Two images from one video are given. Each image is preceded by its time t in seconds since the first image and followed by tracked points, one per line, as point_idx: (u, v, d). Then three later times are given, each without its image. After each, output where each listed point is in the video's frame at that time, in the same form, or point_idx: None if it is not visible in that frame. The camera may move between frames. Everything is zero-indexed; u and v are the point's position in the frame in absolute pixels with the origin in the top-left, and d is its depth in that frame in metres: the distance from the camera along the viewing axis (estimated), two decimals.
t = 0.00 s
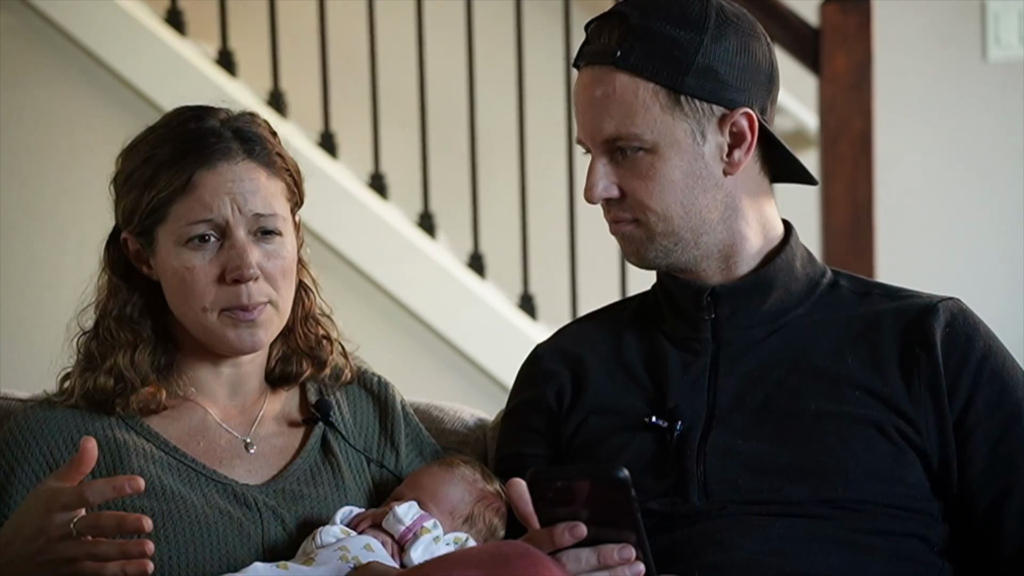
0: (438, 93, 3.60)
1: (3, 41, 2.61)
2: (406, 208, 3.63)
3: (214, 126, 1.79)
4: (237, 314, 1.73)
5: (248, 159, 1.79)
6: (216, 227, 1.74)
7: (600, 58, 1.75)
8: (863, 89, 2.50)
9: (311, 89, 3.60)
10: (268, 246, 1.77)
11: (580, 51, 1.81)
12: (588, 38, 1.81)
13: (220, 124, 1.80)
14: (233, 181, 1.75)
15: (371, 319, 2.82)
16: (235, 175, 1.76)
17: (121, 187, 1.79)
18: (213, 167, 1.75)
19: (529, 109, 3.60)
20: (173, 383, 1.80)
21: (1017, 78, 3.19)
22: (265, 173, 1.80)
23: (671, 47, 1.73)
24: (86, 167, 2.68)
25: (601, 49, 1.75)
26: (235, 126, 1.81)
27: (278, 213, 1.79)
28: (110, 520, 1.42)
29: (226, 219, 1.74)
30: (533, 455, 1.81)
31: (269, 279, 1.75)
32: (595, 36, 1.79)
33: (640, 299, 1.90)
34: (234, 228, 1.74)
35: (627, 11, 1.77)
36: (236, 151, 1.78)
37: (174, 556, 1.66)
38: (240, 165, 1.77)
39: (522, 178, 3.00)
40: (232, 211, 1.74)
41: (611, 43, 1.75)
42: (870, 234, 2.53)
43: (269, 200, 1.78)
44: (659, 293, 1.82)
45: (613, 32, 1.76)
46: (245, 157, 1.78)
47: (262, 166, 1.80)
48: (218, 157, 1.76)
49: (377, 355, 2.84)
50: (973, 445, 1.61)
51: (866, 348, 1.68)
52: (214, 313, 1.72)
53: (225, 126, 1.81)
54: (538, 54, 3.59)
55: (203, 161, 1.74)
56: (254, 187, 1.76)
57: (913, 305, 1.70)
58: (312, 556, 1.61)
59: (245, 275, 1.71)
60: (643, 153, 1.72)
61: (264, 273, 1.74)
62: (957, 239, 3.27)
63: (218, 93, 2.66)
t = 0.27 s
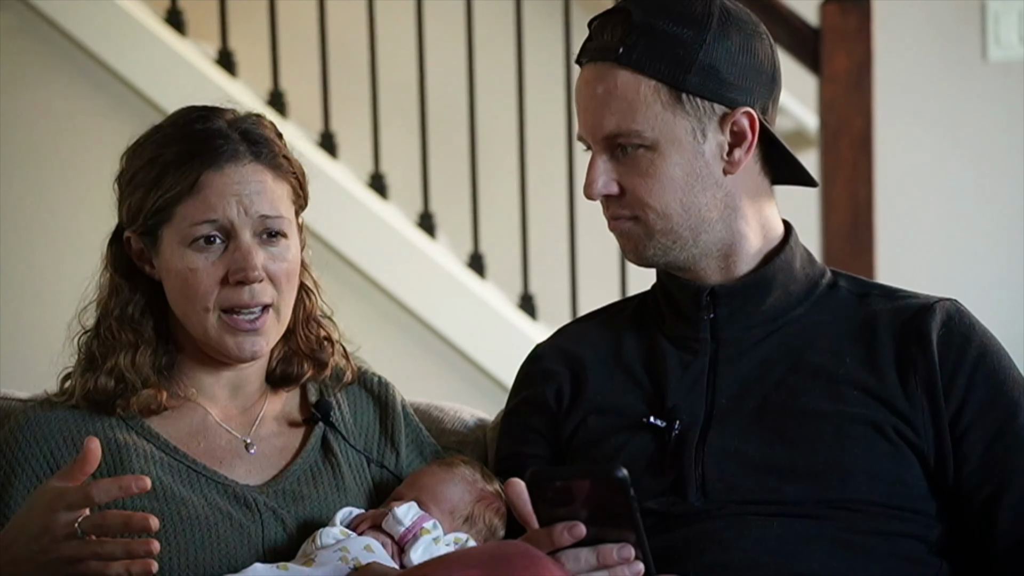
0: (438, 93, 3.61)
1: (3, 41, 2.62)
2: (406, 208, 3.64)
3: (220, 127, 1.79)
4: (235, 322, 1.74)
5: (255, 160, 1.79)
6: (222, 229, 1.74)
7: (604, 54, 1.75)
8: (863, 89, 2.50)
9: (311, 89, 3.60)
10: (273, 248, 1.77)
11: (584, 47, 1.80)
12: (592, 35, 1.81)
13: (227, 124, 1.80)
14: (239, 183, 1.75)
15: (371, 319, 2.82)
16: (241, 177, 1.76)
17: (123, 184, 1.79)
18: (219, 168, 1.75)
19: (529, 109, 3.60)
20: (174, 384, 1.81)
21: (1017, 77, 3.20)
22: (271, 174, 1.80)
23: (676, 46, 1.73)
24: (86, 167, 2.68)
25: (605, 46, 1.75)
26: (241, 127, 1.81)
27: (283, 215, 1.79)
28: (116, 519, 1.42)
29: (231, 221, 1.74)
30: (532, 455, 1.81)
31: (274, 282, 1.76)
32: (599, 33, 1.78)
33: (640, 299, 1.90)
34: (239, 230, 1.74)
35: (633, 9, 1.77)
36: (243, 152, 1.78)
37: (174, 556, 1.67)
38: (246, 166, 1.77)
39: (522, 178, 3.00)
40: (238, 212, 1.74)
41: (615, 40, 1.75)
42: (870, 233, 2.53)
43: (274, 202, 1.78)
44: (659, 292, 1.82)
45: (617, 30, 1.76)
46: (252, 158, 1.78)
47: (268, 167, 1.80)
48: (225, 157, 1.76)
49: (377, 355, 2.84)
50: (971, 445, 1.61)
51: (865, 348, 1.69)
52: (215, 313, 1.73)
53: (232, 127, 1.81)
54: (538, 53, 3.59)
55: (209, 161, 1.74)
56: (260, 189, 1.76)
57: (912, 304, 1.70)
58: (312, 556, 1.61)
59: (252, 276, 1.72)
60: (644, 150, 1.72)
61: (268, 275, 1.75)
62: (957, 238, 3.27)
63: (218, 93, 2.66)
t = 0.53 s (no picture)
0: (438, 94, 3.61)
1: (3, 41, 2.62)
2: (406, 209, 3.63)
3: (219, 129, 1.79)
4: (235, 315, 1.73)
5: (254, 163, 1.78)
6: (220, 231, 1.74)
7: (605, 55, 1.74)
8: (863, 89, 2.50)
9: (311, 90, 3.60)
10: (271, 251, 1.77)
11: (584, 48, 1.80)
12: (592, 36, 1.81)
13: (226, 126, 1.80)
14: (237, 186, 1.75)
15: (371, 319, 2.81)
16: (240, 180, 1.75)
17: (122, 185, 1.79)
18: (217, 170, 1.74)
19: (529, 109, 3.60)
20: (174, 384, 1.80)
21: (1016, 78, 3.19)
22: (270, 177, 1.79)
23: (677, 47, 1.73)
24: (86, 167, 2.67)
25: (606, 47, 1.75)
26: (240, 129, 1.81)
27: (282, 218, 1.79)
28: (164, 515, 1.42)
29: (229, 224, 1.74)
30: (532, 455, 1.81)
31: (273, 285, 1.76)
32: (600, 34, 1.78)
33: (640, 299, 1.90)
34: (238, 233, 1.74)
35: (634, 11, 1.77)
36: (242, 155, 1.78)
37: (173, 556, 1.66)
38: (245, 169, 1.76)
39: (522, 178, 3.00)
40: (236, 215, 1.74)
41: (616, 41, 1.75)
42: (870, 233, 2.53)
43: (273, 205, 1.77)
44: (660, 292, 1.81)
45: (618, 30, 1.76)
46: (251, 160, 1.78)
47: (267, 170, 1.80)
48: (223, 160, 1.75)
49: (377, 355, 2.84)
50: (973, 444, 1.61)
51: (866, 347, 1.68)
52: (214, 315, 1.73)
53: (231, 129, 1.80)
54: (538, 54, 3.59)
55: (207, 164, 1.74)
56: (259, 192, 1.76)
57: (913, 304, 1.70)
58: (312, 556, 1.60)
59: (249, 280, 1.71)
60: (645, 151, 1.72)
61: (267, 279, 1.75)
62: (957, 239, 3.27)
63: (218, 92, 2.65)
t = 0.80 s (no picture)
0: (438, 95, 3.61)
1: (4, 42, 2.62)
2: (406, 209, 3.64)
3: (220, 130, 1.78)
4: (235, 316, 1.73)
5: (255, 164, 1.78)
6: (220, 232, 1.74)
7: (619, 54, 1.72)
8: (863, 90, 2.50)
9: (311, 91, 3.60)
10: (271, 252, 1.77)
11: (592, 46, 1.78)
12: (599, 33, 1.79)
13: (227, 127, 1.80)
14: (238, 187, 1.75)
15: (371, 319, 2.82)
16: (240, 181, 1.75)
17: (122, 185, 1.79)
18: (217, 172, 1.74)
19: (529, 110, 3.60)
20: (174, 384, 1.79)
21: (1016, 78, 3.19)
22: (270, 178, 1.79)
23: (693, 45, 1.72)
24: (86, 168, 2.68)
25: (619, 46, 1.73)
26: (241, 130, 1.81)
27: (282, 219, 1.79)
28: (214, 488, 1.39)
29: (229, 225, 1.73)
30: (532, 454, 1.81)
31: (272, 286, 1.76)
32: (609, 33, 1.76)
33: (639, 299, 1.89)
34: (237, 234, 1.74)
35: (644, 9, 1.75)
36: (242, 156, 1.77)
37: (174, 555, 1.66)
38: (245, 170, 1.76)
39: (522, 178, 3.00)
40: (236, 216, 1.74)
41: (631, 40, 1.72)
42: (870, 233, 2.53)
43: (273, 206, 1.77)
44: (659, 292, 1.81)
45: (631, 29, 1.73)
46: (252, 161, 1.78)
47: (268, 170, 1.80)
48: (224, 161, 1.75)
49: (377, 355, 2.84)
50: (970, 443, 1.61)
51: (865, 346, 1.68)
52: (215, 317, 1.72)
53: (232, 129, 1.80)
54: (538, 55, 3.59)
55: (208, 165, 1.74)
56: (259, 193, 1.76)
57: (912, 303, 1.70)
58: (311, 556, 1.60)
59: (248, 282, 1.72)
60: (663, 152, 1.70)
61: (266, 280, 1.75)
62: (957, 240, 3.27)
63: (218, 92, 2.66)
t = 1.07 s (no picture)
0: (438, 95, 3.61)
1: (3, 41, 2.62)
2: (406, 209, 3.63)
3: (219, 129, 1.78)
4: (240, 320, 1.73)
5: (256, 163, 1.78)
6: (221, 233, 1.73)
7: (661, 51, 1.70)
8: (863, 89, 2.50)
9: (311, 91, 3.60)
10: (273, 252, 1.76)
11: (617, 44, 1.75)
12: (621, 29, 1.76)
13: (226, 127, 1.79)
14: (240, 187, 1.74)
15: (371, 319, 2.82)
16: (243, 181, 1.74)
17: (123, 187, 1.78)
18: (219, 172, 1.74)
19: (529, 110, 3.60)
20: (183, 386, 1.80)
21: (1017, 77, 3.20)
22: (271, 177, 1.79)
23: (732, 43, 1.73)
24: (86, 167, 2.67)
25: (659, 43, 1.71)
26: (241, 129, 1.80)
27: (284, 219, 1.78)
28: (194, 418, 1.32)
29: (231, 225, 1.73)
30: (532, 454, 1.80)
31: (273, 286, 1.75)
32: (640, 30, 1.73)
33: (639, 299, 1.90)
34: (240, 235, 1.73)
35: (684, 7, 1.74)
36: (243, 155, 1.77)
37: (178, 553, 1.65)
38: (247, 170, 1.76)
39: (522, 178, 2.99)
40: (239, 217, 1.73)
41: (672, 37, 1.71)
42: (870, 233, 2.53)
43: (275, 206, 1.77)
44: (659, 290, 1.81)
45: (671, 27, 1.72)
46: (252, 161, 1.77)
47: (268, 170, 1.79)
48: (225, 161, 1.74)
49: (376, 355, 2.84)
50: (972, 441, 1.61)
51: (867, 345, 1.68)
52: (222, 318, 1.72)
53: (232, 129, 1.80)
54: (537, 55, 3.59)
55: (209, 166, 1.73)
56: (261, 193, 1.75)
57: (914, 302, 1.69)
58: (313, 556, 1.60)
59: (253, 284, 1.71)
60: (708, 149, 1.69)
61: (269, 280, 1.74)
62: (957, 239, 3.27)
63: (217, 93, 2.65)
